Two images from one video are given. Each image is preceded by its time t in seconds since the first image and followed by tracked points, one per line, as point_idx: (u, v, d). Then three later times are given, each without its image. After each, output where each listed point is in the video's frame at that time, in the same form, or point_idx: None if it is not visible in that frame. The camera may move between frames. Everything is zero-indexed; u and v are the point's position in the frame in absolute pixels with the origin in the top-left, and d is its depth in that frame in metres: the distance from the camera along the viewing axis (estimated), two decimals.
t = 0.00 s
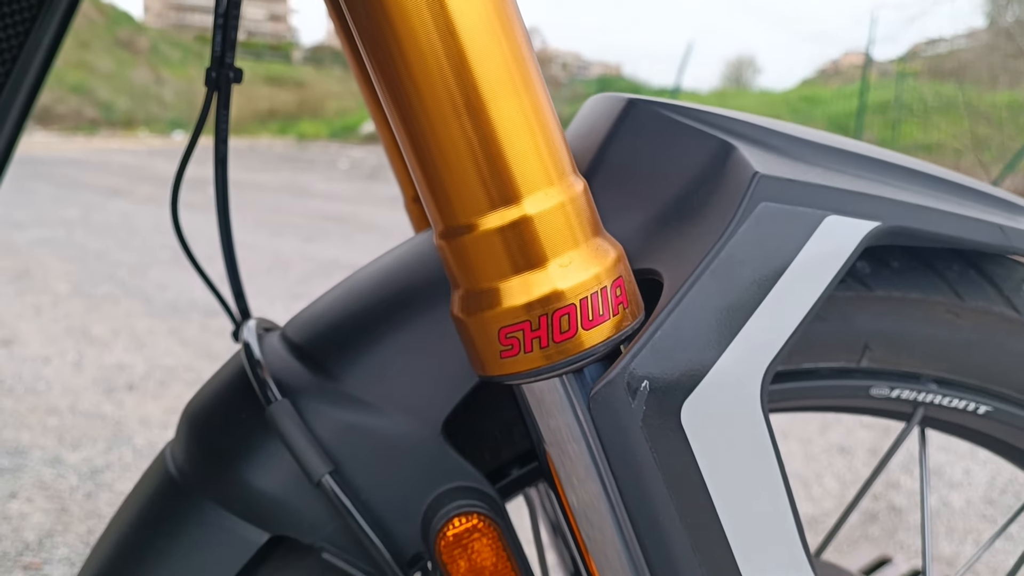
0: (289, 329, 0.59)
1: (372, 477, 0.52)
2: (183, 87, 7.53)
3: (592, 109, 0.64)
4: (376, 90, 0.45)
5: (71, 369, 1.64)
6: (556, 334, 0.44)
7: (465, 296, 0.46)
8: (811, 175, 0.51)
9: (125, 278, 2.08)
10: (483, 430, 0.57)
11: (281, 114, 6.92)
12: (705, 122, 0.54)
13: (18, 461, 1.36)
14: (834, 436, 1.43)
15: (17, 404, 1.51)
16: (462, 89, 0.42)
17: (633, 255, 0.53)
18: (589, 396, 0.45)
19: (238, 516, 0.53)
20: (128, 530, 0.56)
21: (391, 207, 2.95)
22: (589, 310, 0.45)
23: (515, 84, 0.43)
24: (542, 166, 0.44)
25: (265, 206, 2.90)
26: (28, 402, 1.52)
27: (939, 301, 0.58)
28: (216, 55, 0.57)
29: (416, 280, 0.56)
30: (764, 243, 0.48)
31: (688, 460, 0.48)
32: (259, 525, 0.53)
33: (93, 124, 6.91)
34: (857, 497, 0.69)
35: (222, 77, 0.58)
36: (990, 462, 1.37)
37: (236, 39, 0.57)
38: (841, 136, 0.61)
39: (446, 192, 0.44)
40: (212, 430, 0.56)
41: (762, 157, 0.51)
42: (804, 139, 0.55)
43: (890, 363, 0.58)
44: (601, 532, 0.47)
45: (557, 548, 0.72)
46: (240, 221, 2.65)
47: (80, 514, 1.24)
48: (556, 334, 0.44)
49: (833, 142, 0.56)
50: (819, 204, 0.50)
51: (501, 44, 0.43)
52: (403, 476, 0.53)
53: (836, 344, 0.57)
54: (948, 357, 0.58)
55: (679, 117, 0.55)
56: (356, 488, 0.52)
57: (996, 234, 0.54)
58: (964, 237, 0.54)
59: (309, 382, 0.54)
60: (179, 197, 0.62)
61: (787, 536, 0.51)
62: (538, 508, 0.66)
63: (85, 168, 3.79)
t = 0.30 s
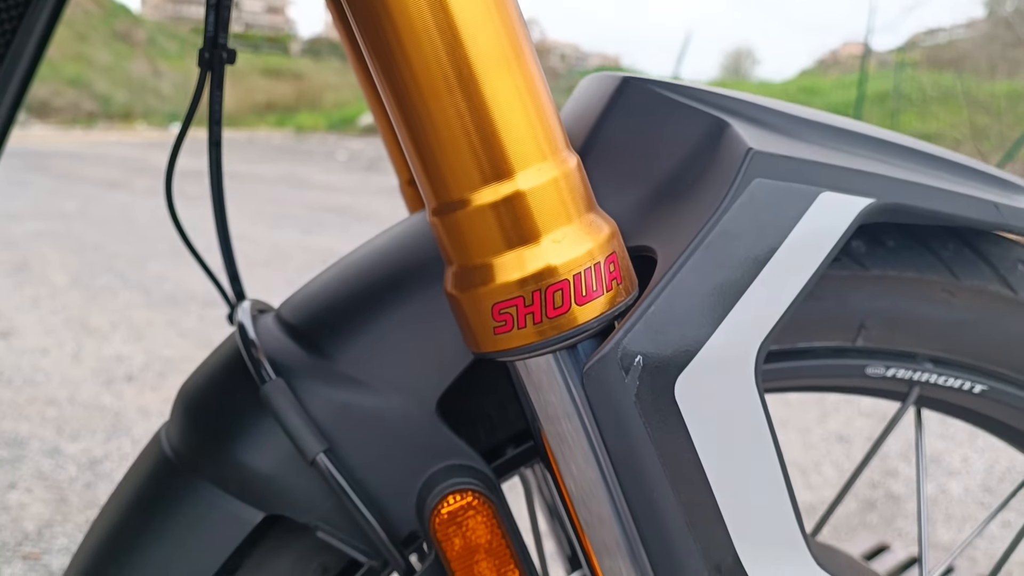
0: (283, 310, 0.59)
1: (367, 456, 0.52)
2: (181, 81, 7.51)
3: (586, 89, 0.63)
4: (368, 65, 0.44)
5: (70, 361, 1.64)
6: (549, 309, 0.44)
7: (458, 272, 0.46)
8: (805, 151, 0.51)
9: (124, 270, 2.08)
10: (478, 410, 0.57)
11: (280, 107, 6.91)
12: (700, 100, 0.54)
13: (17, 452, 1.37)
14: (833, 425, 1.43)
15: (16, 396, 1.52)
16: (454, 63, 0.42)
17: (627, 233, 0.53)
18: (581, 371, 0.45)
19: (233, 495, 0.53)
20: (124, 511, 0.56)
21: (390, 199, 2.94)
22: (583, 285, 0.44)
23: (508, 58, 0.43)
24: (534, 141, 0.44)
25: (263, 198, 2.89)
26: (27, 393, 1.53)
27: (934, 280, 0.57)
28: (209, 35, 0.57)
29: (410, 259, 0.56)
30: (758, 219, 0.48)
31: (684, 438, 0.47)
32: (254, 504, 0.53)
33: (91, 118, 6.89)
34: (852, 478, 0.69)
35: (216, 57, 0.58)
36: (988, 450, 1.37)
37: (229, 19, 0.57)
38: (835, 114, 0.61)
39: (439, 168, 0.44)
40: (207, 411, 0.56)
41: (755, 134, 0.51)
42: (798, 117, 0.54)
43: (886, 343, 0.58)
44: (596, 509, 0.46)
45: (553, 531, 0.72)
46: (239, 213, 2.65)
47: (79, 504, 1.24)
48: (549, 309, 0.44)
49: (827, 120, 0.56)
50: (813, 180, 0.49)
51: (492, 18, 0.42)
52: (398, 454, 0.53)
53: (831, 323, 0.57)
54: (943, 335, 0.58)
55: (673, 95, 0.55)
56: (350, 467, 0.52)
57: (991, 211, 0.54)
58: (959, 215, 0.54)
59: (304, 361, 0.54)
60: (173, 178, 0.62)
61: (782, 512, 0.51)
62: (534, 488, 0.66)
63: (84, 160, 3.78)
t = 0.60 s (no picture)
0: (276, 291, 0.59)
1: (361, 436, 0.52)
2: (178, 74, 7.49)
3: (579, 70, 0.63)
4: (359, 42, 0.44)
5: (67, 352, 1.64)
6: (542, 286, 0.44)
7: (450, 250, 0.46)
8: (798, 129, 0.51)
9: (121, 261, 2.08)
10: (472, 391, 0.57)
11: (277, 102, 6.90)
12: (693, 78, 0.54)
13: (15, 443, 1.37)
14: (830, 413, 1.43)
15: (13, 387, 1.52)
16: (445, 38, 0.41)
17: (620, 212, 0.53)
18: (574, 347, 0.45)
19: (226, 477, 0.53)
20: (117, 494, 0.56)
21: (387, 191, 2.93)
22: (575, 263, 0.44)
23: (499, 33, 0.43)
24: (527, 117, 0.44)
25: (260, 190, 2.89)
26: (24, 385, 1.53)
27: (928, 260, 0.57)
28: (201, 16, 0.56)
29: (404, 240, 0.56)
30: (750, 196, 0.48)
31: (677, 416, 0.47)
32: (248, 485, 0.53)
33: (87, 111, 6.85)
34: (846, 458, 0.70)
35: (208, 38, 0.57)
36: (985, 438, 1.37)
37: None
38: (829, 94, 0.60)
39: (431, 145, 0.44)
40: (200, 393, 0.55)
41: (748, 111, 0.51)
42: (792, 96, 0.54)
43: (880, 323, 0.58)
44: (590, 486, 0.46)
45: (549, 514, 0.72)
46: (236, 205, 2.64)
47: (77, 494, 1.24)
48: (542, 286, 0.44)
49: (821, 99, 0.55)
50: (807, 157, 0.49)
51: None
52: (392, 434, 0.53)
53: (826, 303, 0.57)
54: (937, 315, 0.58)
55: (666, 74, 0.55)
56: (342, 447, 0.52)
57: (986, 189, 0.54)
58: (953, 193, 0.53)
59: (296, 342, 0.54)
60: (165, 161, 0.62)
61: (778, 491, 0.50)
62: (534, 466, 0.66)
63: (78, 153, 3.76)
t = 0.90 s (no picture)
0: (269, 273, 0.59)
1: (353, 415, 0.52)
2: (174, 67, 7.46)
3: (570, 51, 0.63)
4: (347, 18, 0.44)
5: (63, 344, 1.64)
6: (532, 264, 0.44)
7: (441, 228, 0.46)
8: (789, 107, 0.51)
9: (117, 253, 2.08)
10: (464, 371, 0.57)
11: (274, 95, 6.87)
12: (684, 58, 0.54)
13: (11, 434, 1.37)
14: (827, 402, 1.43)
15: (10, 379, 1.52)
16: (434, 13, 0.41)
17: (612, 191, 0.53)
18: (565, 324, 0.45)
19: (218, 457, 0.53)
20: (110, 476, 0.56)
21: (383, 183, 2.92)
22: (565, 240, 0.44)
23: (489, 8, 0.43)
24: (516, 94, 0.44)
25: (256, 182, 2.88)
26: (21, 376, 1.53)
27: (920, 240, 0.57)
28: None
29: (395, 221, 0.56)
30: (741, 173, 0.48)
31: (668, 395, 0.47)
32: (240, 466, 0.53)
33: (83, 104, 6.82)
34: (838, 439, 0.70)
35: (199, 20, 0.57)
36: (981, 427, 1.37)
37: None
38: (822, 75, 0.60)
39: (420, 122, 0.44)
40: (192, 375, 0.55)
41: (739, 90, 0.51)
42: (783, 75, 0.54)
43: (873, 303, 0.58)
44: (581, 462, 0.46)
45: (543, 497, 0.72)
46: (233, 197, 2.64)
47: (74, 484, 1.24)
48: (532, 264, 0.44)
49: (812, 78, 0.55)
50: (797, 136, 0.49)
51: None
52: (384, 413, 0.53)
53: (818, 283, 0.57)
54: (930, 296, 0.58)
55: (657, 53, 0.55)
56: (335, 426, 0.52)
57: (977, 168, 0.54)
58: (945, 172, 0.53)
59: (288, 322, 0.54)
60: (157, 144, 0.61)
61: (769, 469, 0.50)
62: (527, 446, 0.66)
63: (74, 145, 3.75)
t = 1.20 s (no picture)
0: (259, 257, 0.59)
1: (344, 397, 0.52)
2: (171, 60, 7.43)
3: (561, 33, 0.63)
4: None
5: (59, 336, 1.64)
6: (521, 242, 0.44)
7: (430, 208, 0.46)
8: (778, 87, 0.51)
9: (113, 245, 2.07)
10: (454, 353, 0.57)
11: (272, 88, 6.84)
12: (674, 39, 0.54)
13: (7, 426, 1.37)
14: (823, 391, 1.43)
15: (5, 371, 1.52)
16: None
17: (602, 172, 0.53)
18: (553, 302, 0.45)
19: (209, 439, 0.54)
20: (101, 459, 0.56)
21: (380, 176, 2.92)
22: (554, 219, 0.44)
23: None
24: (504, 72, 0.44)
25: (253, 174, 2.87)
26: (17, 368, 1.53)
27: (911, 221, 0.57)
28: None
29: (385, 203, 0.56)
30: (730, 152, 0.48)
31: (656, 374, 0.47)
32: (231, 448, 0.54)
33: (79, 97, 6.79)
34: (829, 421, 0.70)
35: (188, 2, 0.57)
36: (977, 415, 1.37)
37: None
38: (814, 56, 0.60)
39: (408, 101, 0.44)
40: (183, 357, 0.55)
41: (728, 70, 0.51)
42: (773, 56, 0.54)
43: (864, 285, 0.58)
44: (569, 441, 0.46)
45: (536, 481, 0.72)
46: (229, 189, 2.63)
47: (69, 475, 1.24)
48: (521, 242, 0.44)
49: (802, 59, 0.55)
50: (786, 115, 0.49)
51: None
52: (374, 394, 0.53)
53: (809, 265, 0.57)
54: (920, 277, 0.58)
55: (647, 34, 0.55)
56: (325, 408, 0.52)
57: (966, 149, 0.54)
58: (935, 152, 0.53)
59: (278, 304, 0.54)
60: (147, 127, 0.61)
61: (758, 448, 0.50)
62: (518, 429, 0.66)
63: (70, 138, 3.74)
